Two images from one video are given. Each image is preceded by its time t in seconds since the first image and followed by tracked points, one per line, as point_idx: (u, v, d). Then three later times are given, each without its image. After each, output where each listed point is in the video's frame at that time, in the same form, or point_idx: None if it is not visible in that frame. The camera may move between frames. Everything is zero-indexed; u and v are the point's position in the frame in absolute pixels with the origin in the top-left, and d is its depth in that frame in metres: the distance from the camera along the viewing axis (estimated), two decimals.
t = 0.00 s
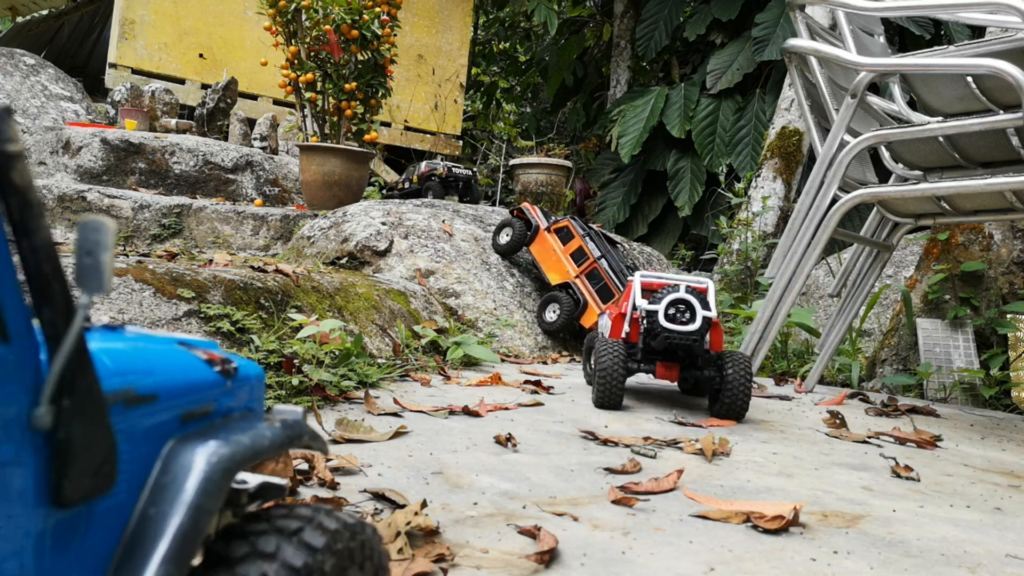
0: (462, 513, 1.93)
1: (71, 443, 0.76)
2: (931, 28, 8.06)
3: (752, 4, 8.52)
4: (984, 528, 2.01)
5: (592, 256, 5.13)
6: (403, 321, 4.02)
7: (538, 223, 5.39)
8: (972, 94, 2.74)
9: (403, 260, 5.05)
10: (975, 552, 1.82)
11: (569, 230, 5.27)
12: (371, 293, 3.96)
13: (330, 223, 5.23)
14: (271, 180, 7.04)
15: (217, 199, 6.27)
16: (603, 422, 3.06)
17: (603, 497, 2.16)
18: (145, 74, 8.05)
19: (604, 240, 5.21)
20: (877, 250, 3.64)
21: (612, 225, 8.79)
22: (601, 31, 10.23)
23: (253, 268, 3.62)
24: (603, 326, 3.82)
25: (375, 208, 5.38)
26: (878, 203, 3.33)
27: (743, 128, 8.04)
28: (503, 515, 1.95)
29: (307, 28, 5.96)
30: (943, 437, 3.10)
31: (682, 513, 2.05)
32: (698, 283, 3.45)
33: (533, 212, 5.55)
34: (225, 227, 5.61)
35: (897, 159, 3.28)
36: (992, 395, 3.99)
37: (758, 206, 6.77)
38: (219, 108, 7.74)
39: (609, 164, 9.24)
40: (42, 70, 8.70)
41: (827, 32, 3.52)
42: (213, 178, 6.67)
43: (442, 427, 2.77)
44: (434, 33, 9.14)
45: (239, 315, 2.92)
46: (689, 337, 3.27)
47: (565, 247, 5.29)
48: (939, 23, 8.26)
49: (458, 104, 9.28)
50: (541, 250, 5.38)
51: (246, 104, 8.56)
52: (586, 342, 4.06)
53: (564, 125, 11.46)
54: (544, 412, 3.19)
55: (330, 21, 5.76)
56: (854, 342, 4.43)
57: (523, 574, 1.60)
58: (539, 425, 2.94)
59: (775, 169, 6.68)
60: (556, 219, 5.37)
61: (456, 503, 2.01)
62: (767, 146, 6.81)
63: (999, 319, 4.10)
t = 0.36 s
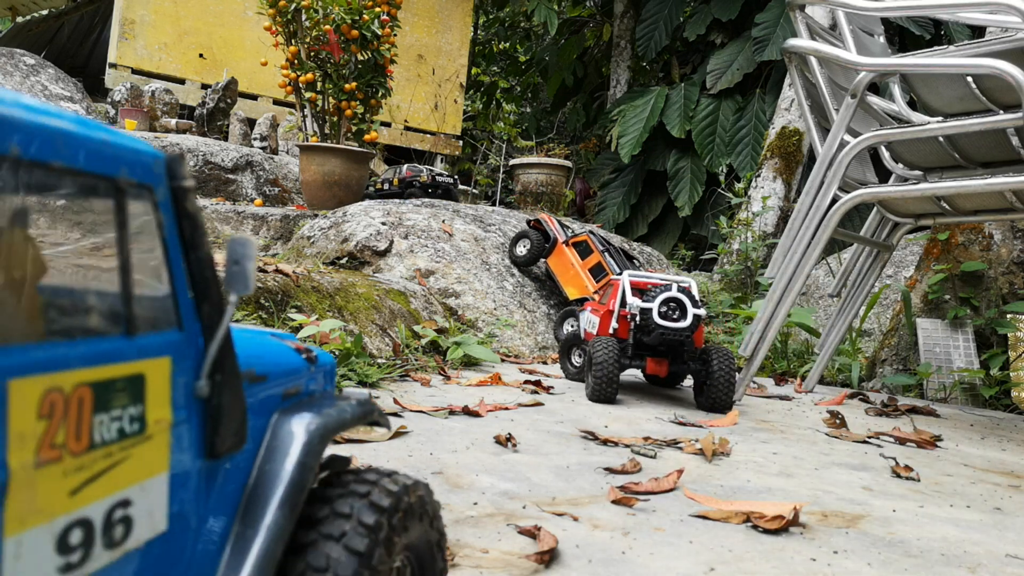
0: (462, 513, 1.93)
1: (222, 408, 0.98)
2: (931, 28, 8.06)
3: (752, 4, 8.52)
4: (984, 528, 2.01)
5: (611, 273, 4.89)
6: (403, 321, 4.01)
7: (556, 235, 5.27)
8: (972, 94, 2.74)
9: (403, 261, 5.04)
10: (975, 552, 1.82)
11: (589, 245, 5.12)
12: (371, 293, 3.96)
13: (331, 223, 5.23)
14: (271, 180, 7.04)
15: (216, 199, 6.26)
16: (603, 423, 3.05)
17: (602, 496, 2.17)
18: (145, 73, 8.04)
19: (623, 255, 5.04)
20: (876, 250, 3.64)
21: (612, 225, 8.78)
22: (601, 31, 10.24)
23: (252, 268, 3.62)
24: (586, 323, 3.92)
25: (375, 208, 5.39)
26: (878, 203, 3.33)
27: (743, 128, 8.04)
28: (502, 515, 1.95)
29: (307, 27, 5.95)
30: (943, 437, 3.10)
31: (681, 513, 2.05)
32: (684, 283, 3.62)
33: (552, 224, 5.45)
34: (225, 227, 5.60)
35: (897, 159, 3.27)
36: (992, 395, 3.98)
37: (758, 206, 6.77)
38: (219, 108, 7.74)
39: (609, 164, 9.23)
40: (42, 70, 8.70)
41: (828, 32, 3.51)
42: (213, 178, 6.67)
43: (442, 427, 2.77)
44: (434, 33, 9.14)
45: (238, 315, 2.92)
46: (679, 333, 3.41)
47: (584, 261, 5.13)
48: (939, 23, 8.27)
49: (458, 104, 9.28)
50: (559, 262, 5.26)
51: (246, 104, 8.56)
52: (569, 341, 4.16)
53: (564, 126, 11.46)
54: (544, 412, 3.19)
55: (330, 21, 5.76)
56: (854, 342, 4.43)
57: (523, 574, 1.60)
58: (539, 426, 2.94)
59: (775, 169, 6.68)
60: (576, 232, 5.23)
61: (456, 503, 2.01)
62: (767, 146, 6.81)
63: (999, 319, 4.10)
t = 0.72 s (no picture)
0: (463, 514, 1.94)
1: (330, 381, 1.20)
2: (931, 28, 8.06)
3: (752, 4, 8.52)
4: (983, 528, 2.01)
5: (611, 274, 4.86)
6: (403, 321, 4.01)
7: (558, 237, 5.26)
8: (972, 94, 2.74)
9: (403, 261, 5.04)
10: (975, 553, 1.82)
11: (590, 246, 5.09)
12: (371, 293, 3.96)
13: (331, 223, 5.24)
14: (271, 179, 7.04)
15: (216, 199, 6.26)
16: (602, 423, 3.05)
17: (602, 496, 2.17)
18: (145, 73, 8.03)
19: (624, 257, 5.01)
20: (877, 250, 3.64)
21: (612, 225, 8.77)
22: (601, 31, 10.24)
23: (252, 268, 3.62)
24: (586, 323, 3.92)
25: (375, 208, 5.40)
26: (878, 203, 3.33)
27: (743, 128, 8.04)
28: (503, 515, 1.95)
29: (307, 27, 5.95)
30: (943, 437, 3.10)
31: (681, 513, 2.05)
32: (684, 283, 3.62)
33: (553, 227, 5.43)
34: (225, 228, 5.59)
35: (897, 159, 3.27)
36: (992, 395, 3.98)
37: (758, 206, 6.77)
38: (219, 108, 7.74)
39: (609, 164, 9.23)
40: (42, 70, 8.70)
41: (828, 32, 3.51)
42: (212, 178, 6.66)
43: (442, 427, 2.76)
44: (434, 33, 9.14)
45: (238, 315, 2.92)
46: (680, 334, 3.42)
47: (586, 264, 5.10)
48: (939, 23, 8.27)
49: (458, 104, 9.28)
50: (560, 264, 5.24)
51: (246, 104, 8.56)
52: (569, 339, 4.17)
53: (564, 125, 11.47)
54: (544, 413, 3.19)
55: (330, 21, 5.77)
56: (854, 343, 4.43)
57: (523, 574, 1.60)
58: (539, 426, 2.94)
59: (775, 169, 6.68)
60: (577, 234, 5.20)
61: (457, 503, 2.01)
62: (767, 146, 6.81)
63: (999, 319, 4.11)
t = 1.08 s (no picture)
0: (463, 513, 1.94)
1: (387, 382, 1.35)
2: (931, 28, 8.06)
3: (752, 4, 8.53)
4: (984, 528, 2.01)
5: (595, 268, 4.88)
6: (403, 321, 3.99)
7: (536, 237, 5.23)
8: (972, 94, 2.74)
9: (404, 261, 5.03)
10: (975, 553, 1.82)
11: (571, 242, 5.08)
12: (371, 293, 3.96)
13: (330, 223, 5.30)
14: (271, 180, 7.05)
15: (216, 199, 6.27)
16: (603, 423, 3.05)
17: (601, 496, 2.17)
18: (145, 73, 8.04)
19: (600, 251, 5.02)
20: (877, 250, 3.64)
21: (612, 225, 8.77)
22: (601, 31, 10.25)
23: (253, 269, 3.63)
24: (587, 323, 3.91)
25: (375, 208, 5.41)
26: (878, 203, 3.33)
27: (743, 128, 8.05)
28: (503, 515, 1.96)
29: (307, 27, 5.96)
30: (943, 437, 3.10)
31: (681, 513, 2.05)
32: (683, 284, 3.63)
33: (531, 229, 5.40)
34: (225, 228, 5.59)
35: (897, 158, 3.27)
36: (992, 395, 3.99)
37: (758, 206, 6.76)
38: (219, 108, 7.75)
39: (609, 164, 9.24)
40: (42, 70, 8.71)
41: (827, 32, 3.51)
42: (213, 178, 6.67)
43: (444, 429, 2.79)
44: (434, 33, 9.14)
45: (239, 315, 2.93)
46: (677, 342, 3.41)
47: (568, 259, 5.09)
48: (939, 23, 8.27)
49: (458, 104, 9.29)
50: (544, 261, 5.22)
51: (246, 104, 8.56)
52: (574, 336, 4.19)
53: (564, 125, 11.47)
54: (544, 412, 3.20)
55: (330, 21, 5.78)
56: (853, 342, 4.43)
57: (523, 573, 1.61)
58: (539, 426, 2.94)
59: (775, 169, 6.68)
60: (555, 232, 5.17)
61: (457, 503, 2.02)
62: (767, 146, 6.81)
63: (999, 319, 4.11)
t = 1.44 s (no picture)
0: (463, 514, 1.94)
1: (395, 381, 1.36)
2: (931, 28, 8.06)
3: (752, 4, 8.53)
4: (984, 528, 2.01)
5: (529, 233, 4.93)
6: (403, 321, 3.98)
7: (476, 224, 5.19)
8: (972, 94, 2.74)
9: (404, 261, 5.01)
10: (975, 553, 1.82)
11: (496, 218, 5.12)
12: (371, 292, 3.96)
13: (330, 223, 5.30)
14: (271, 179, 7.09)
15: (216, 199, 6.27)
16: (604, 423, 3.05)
17: (601, 496, 2.17)
18: (145, 73, 8.04)
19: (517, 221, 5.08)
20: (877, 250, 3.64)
21: (612, 225, 8.76)
22: (601, 31, 10.26)
23: (253, 268, 3.63)
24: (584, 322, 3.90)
25: (375, 208, 5.41)
26: (878, 203, 3.33)
27: (743, 128, 8.05)
28: (503, 515, 1.96)
29: (307, 27, 5.96)
30: (943, 437, 3.10)
31: (681, 513, 2.05)
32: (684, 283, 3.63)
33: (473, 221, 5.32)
34: (225, 228, 5.60)
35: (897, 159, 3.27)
36: (992, 395, 3.99)
37: (758, 206, 6.76)
38: (219, 108, 7.75)
39: (609, 164, 9.24)
40: (42, 70, 8.71)
41: (828, 32, 3.51)
42: (213, 178, 6.68)
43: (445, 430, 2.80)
44: (434, 33, 9.14)
45: (239, 315, 2.93)
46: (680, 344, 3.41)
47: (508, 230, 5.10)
48: (940, 23, 8.27)
49: (458, 104, 9.29)
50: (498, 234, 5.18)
51: (247, 104, 8.56)
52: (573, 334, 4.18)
53: (564, 125, 11.47)
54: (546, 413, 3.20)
55: (330, 21, 5.78)
56: (853, 342, 4.43)
57: (523, 572, 1.61)
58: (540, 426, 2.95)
59: (775, 169, 6.68)
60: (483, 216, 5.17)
61: (457, 504, 2.02)
62: (767, 146, 6.81)
63: (999, 319, 4.11)
